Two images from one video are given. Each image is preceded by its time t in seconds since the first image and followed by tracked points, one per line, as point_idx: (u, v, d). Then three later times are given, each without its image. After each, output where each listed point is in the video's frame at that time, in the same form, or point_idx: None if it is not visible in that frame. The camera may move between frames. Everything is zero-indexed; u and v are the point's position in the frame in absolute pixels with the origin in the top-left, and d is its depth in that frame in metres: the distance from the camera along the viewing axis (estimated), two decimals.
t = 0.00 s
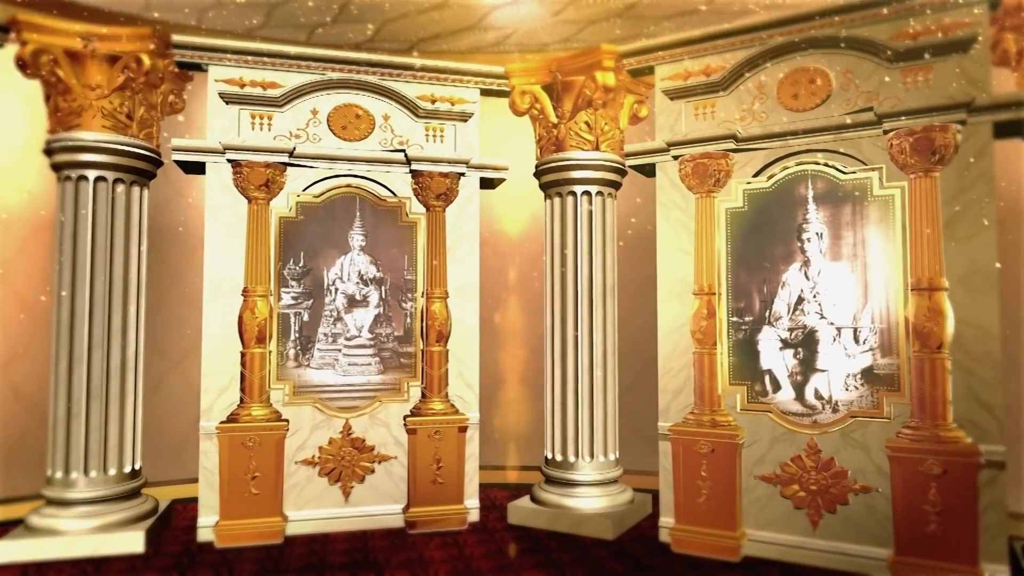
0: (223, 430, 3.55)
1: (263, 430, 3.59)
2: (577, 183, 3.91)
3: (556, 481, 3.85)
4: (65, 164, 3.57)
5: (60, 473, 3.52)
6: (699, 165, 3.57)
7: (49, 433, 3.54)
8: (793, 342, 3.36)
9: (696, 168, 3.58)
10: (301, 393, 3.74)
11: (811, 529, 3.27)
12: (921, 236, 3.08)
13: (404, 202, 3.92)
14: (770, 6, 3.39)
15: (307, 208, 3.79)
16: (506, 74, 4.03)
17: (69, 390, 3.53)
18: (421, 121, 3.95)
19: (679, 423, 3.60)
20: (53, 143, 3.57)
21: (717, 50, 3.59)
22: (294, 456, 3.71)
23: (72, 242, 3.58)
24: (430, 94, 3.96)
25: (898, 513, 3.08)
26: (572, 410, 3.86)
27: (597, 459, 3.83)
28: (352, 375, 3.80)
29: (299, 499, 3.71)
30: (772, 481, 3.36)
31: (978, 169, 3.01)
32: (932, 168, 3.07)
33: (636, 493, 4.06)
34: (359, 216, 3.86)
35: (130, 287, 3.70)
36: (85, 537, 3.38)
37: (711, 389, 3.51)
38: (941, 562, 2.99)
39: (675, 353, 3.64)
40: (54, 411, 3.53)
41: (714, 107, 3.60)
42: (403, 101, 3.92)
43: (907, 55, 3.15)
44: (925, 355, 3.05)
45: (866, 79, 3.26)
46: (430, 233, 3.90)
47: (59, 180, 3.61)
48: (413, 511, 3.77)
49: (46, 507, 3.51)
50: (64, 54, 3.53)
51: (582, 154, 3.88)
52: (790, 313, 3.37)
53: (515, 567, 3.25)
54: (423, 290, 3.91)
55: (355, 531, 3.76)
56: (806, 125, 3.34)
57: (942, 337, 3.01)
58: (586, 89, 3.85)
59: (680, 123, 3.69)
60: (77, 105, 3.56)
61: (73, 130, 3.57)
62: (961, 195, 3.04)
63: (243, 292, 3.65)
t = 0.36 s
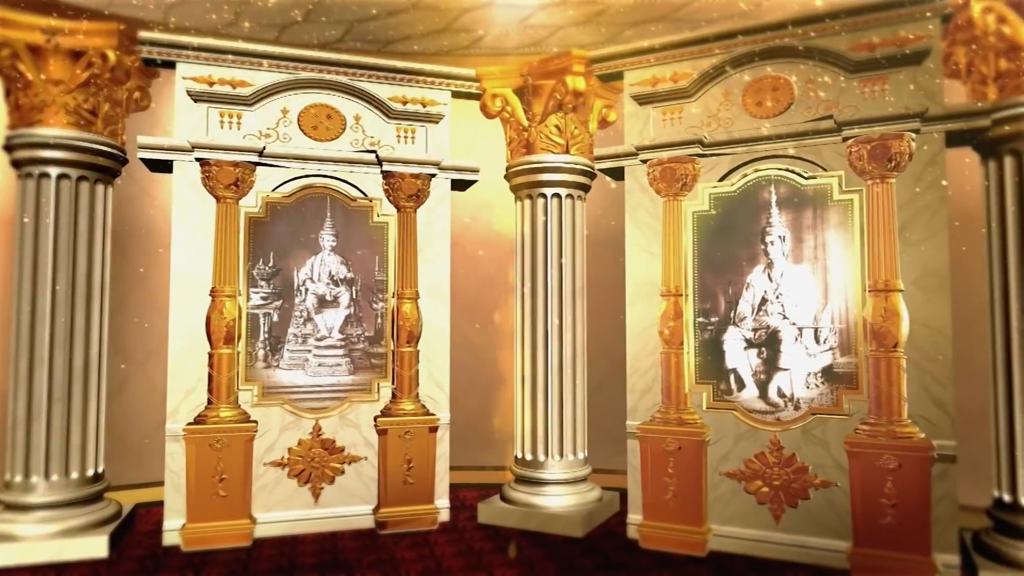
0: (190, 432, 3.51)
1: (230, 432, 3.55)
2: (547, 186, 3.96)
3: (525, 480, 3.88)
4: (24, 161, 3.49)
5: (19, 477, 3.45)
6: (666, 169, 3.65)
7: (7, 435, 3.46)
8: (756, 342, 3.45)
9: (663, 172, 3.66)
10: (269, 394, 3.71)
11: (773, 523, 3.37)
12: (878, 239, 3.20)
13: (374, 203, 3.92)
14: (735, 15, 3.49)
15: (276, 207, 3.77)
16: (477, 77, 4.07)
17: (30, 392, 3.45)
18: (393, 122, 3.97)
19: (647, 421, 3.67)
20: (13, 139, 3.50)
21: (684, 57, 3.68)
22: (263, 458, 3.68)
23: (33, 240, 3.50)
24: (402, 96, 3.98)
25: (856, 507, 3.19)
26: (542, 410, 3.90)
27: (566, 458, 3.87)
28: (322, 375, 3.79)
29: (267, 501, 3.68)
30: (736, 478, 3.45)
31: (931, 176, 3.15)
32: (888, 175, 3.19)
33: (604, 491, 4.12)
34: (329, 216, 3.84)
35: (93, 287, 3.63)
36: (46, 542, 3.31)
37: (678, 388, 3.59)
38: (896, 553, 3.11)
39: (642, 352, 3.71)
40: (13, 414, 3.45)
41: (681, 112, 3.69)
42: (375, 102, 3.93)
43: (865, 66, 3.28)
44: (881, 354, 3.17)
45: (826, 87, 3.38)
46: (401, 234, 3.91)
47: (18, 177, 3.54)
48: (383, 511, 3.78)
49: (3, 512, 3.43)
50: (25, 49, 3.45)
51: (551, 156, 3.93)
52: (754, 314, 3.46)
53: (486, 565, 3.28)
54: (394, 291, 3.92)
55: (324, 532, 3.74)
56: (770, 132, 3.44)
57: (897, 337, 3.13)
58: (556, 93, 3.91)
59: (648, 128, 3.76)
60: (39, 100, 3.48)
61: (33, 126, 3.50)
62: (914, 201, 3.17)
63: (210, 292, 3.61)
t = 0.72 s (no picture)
0: (178, 432, 3.50)
1: (219, 432, 3.55)
2: (534, 187, 4.00)
3: (511, 479, 3.92)
4: (8, 161, 3.47)
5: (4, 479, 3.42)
6: (652, 171, 3.69)
7: None
8: (741, 341, 3.51)
9: (650, 174, 3.71)
10: (257, 394, 3.72)
11: (757, 519, 3.43)
12: (859, 240, 3.27)
13: (363, 204, 3.93)
14: (720, 20, 3.55)
15: (265, 208, 3.77)
16: (466, 79, 4.10)
17: (15, 393, 3.43)
18: (381, 123, 3.99)
19: (633, 420, 3.71)
20: None
21: (671, 61, 3.74)
22: (251, 458, 3.68)
23: (19, 240, 3.48)
24: (390, 97, 4.01)
25: (837, 503, 3.26)
26: (529, 409, 3.94)
27: (553, 457, 3.92)
28: (310, 375, 3.79)
29: (255, 501, 3.68)
30: (721, 475, 3.51)
31: (910, 180, 3.22)
32: (869, 178, 3.26)
33: (591, 490, 4.16)
34: (318, 217, 3.85)
35: (79, 287, 3.62)
36: (31, 543, 3.29)
37: (664, 387, 3.63)
38: (876, 548, 3.18)
39: (629, 352, 3.76)
40: None
41: (667, 116, 3.74)
42: (363, 103, 3.95)
43: (846, 71, 3.35)
44: (862, 353, 3.23)
45: (809, 92, 3.45)
46: (389, 234, 3.93)
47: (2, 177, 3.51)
48: (371, 511, 3.79)
49: None
50: (11, 47, 3.43)
51: (539, 158, 3.98)
52: (738, 314, 3.52)
53: (475, 563, 3.31)
54: (382, 291, 3.94)
55: (313, 532, 3.75)
56: (754, 135, 3.50)
57: (877, 337, 3.20)
58: (544, 96, 3.96)
59: (635, 130, 3.82)
60: (24, 98, 3.46)
61: (17, 125, 3.47)
62: (894, 203, 3.25)
63: (198, 292, 3.61)
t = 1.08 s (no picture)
0: (198, 425, 3.64)
1: (237, 425, 3.69)
2: (538, 190, 4.18)
3: (516, 469, 4.10)
4: (32, 163, 3.59)
5: (29, 471, 3.54)
6: (653, 176, 3.87)
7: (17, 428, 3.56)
8: (737, 338, 3.70)
9: (650, 179, 3.89)
10: (273, 389, 3.86)
11: (751, 506, 3.64)
12: (848, 242, 3.48)
13: (374, 205, 4.08)
14: (716, 32, 3.74)
15: (280, 210, 3.90)
16: (472, 85, 4.26)
17: (40, 388, 3.55)
18: (391, 127, 4.14)
19: (634, 413, 3.90)
20: (21, 141, 3.58)
21: (670, 71, 3.92)
22: (267, 450, 3.83)
23: (43, 240, 3.60)
24: (399, 102, 4.15)
25: (827, 490, 3.46)
26: (533, 402, 4.11)
27: (556, 448, 4.10)
28: (324, 371, 3.94)
29: (272, 492, 3.83)
30: (717, 465, 3.71)
31: (895, 187, 3.43)
32: (857, 185, 3.46)
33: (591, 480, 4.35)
34: (331, 218, 3.99)
35: (100, 285, 3.74)
36: (58, 533, 3.41)
37: (663, 381, 3.83)
38: (862, 531, 3.39)
39: (629, 348, 3.95)
40: (22, 410, 3.55)
41: (667, 123, 3.93)
42: (374, 109, 4.09)
43: (836, 83, 3.55)
44: (850, 349, 3.44)
45: (801, 102, 3.65)
46: (399, 234, 4.09)
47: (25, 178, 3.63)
48: (383, 501, 3.95)
49: (12, 504, 3.52)
50: (34, 53, 3.53)
51: (543, 162, 4.15)
52: (734, 312, 3.72)
53: (486, 549, 3.49)
54: (392, 290, 4.09)
55: (327, 521, 3.91)
56: (749, 143, 3.69)
57: (864, 334, 3.41)
58: (548, 102, 4.13)
59: (636, 137, 4.00)
60: (48, 102, 3.57)
61: (40, 129, 3.58)
62: (881, 208, 3.46)
63: (216, 291, 3.74)
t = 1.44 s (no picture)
0: (243, 413, 3.92)
1: (278, 413, 3.98)
2: (553, 194, 4.48)
3: (533, 453, 4.42)
4: (85, 168, 3.82)
5: (84, 456, 3.80)
6: (662, 182, 4.19)
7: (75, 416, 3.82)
8: (740, 332, 4.03)
9: (660, 185, 4.20)
10: (310, 379, 4.14)
11: (752, 484, 3.98)
12: (841, 244, 3.81)
13: (401, 208, 4.36)
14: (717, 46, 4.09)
15: (316, 212, 4.18)
16: (492, 94, 4.54)
17: (95, 378, 3.82)
18: (417, 134, 4.41)
19: (644, 400, 4.23)
20: (74, 147, 3.82)
21: (679, 84, 4.23)
22: (305, 436, 4.11)
23: (96, 240, 3.86)
24: (425, 111, 4.43)
25: (822, 470, 3.80)
26: (550, 391, 4.43)
27: (572, 434, 4.41)
28: (356, 362, 4.23)
29: (309, 474, 4.12)
30: (721, 447, 4.04)
31: (885, 194, 3.77)
32: (850, 192, 3.79)
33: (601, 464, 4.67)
34: (362, 220, 4.27)
35: (148, 282, 3.99)
36: (115, 512, 3.70)
37: (672, 370, 4.15)
38: (854, 507, 3.73)
39: (640, 340, 4.27)
40: (78, 399, 3.81)
41: (675, 133, 4.24)
42: (402, 117, 4.37)
43: (833, 99, 3.87)
44: (844, 342, 3.78)
45: (800, 115, 3.97)
46: (425, 235, 4.38)
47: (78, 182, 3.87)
48: (412, 482, 4.26)
49: (68, 486, 3.78)
50: (88, 65, 3.78)
51: (558, 167, 4.44)
52: (738, 307, 4.04)
53: (511, 525, 3.82)
54: (419, 287, 4.38)
55: (360, 502, 4.21)
56: (753, 152, 4.01)
57: (857, 327, 3.75)
58: (565, 110, 4.41)
59: (647, 145, 4.30)
60: (101, 112, 3.81)
61: (92, 136, 3.82)
62: (872, 213, 3.79)
63: (257, 287, 4.02)
